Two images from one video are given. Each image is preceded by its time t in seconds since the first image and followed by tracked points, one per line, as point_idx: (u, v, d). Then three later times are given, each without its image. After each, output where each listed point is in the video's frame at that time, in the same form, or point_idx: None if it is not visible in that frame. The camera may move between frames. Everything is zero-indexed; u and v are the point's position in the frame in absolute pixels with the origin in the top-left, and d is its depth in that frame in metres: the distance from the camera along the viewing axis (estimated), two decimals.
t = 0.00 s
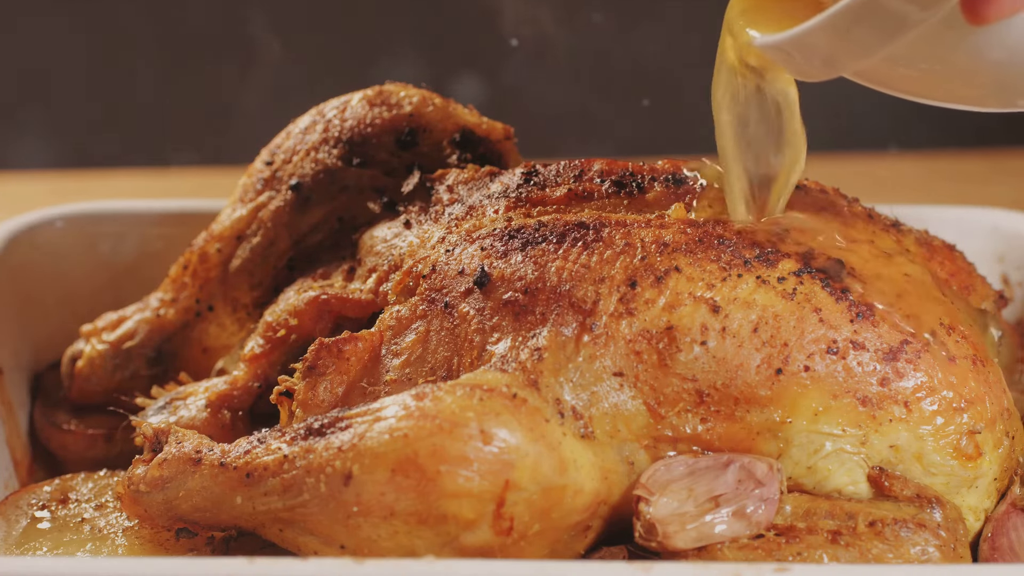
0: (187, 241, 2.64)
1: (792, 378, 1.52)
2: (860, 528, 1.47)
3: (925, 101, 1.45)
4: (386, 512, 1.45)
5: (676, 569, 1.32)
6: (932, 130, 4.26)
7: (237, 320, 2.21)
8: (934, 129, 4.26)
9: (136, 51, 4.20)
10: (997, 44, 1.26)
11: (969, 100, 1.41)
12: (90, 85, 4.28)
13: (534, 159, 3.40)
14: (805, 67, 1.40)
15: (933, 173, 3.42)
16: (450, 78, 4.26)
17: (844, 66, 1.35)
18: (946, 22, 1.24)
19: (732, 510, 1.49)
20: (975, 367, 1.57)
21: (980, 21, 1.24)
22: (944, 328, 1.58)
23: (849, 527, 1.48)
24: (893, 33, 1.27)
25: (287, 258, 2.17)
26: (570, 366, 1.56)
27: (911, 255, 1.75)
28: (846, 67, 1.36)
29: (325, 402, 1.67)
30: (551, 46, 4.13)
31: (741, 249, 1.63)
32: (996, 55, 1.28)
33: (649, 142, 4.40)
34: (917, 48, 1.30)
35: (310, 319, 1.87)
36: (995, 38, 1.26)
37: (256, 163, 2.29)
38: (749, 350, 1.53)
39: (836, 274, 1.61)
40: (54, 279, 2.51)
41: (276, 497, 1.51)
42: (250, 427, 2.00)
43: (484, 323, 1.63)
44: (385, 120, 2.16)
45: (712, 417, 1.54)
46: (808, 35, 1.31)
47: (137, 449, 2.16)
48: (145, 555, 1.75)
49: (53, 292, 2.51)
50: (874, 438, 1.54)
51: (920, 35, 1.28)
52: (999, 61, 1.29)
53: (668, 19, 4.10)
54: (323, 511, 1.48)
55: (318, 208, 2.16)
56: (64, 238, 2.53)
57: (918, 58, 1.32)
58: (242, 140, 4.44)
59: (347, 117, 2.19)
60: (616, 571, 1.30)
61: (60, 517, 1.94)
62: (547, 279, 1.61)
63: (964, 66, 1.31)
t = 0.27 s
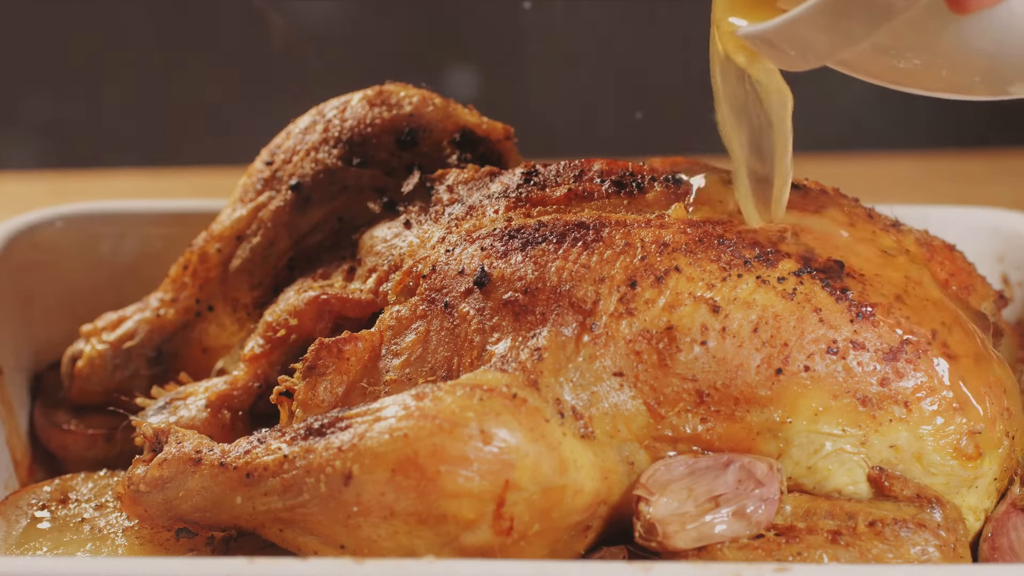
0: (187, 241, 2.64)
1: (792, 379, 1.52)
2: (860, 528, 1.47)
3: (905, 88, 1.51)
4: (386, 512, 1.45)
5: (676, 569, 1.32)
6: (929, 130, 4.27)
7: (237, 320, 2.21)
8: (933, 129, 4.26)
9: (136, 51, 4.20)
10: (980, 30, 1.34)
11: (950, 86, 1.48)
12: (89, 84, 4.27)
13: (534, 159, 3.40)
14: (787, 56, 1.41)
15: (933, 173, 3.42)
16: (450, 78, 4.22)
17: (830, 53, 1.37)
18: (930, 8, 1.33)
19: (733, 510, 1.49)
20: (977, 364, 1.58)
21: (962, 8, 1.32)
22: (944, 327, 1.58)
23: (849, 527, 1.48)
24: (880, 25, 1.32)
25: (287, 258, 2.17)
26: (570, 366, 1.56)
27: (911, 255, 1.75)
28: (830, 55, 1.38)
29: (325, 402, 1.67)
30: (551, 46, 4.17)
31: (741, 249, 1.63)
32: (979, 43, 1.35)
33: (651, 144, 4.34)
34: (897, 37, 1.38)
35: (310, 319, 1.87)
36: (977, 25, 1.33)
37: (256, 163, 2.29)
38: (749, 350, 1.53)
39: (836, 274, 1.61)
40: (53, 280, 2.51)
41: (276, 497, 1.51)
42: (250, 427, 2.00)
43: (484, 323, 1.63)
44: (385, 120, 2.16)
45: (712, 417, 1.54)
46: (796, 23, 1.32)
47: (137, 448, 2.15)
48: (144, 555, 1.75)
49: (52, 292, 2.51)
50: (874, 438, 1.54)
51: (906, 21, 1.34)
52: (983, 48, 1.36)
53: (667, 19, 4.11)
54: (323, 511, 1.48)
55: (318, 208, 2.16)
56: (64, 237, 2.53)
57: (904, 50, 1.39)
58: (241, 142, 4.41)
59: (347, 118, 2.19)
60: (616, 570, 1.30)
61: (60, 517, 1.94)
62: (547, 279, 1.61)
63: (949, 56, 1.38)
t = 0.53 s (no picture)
0: (187, 241, 2.64)
1: (792, 379, 1.52)
2: (860, 528, 1.47)
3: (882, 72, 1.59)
4: (386, 512, 1.45)
5: (676, 569, 1.32)
6: (928, 127, 4.28)
7: (237, 320, 2.21)
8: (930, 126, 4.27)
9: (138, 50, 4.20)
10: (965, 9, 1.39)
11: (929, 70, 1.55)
12: (90, 84, 4.25)
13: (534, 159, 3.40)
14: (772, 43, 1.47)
15: (933, 173, 3.42)
16: (452, 76, 4.19)
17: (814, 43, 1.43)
18: None
19: (733, 510, 1.49)
20: (976, 367, 1.57)
21: None
22: (944, 327, 1.58)
23: (849, 527, 1.48)
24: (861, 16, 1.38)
25: (287, 258, 2.17)
26: (570, 366, 1.56)
27: (911, 255, 1.75)
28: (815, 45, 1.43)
29: (325, 402, 1.67)
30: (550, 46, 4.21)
31: (741, 248, 1.63)
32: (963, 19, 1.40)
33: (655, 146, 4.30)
34: (881, 25, 1.44)
35: (310, 319, 1.87)
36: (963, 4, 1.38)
37: (256, 163, 2.29)
38: (749, 350, 1.53)
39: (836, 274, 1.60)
40: (54, 279, 2.51)
41: (276, 497, 1.51)
42: (251, 427, 2.00)
43: (484, 323, 1.63)
44: (385, 120, 2.16)
45: (712, 417, 1.54)
46: (779, 13, 1.37)
47: (137, 448, 2.15)
48: (144, 555, 1.75)
49: (53, 293, 2.51)
50: (874, 438, 1.54)
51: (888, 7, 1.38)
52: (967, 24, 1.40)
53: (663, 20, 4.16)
54: (323, 511, 1.48)
55: (318, 208, 2.16)
56: (65, 237, 2.53)
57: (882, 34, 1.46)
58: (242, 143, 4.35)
59: (347, 117, 2.19)
60: (617, 570, 1.30)
61: (60, 517, 1.94)
62: (547, 279, 1.61)
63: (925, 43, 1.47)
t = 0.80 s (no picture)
0: (187, 241, 2.64)
1: (792, 378, 1.52)
2: (860, 528, 1.47)
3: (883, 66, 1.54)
4: (386, 512, 1.45)
5: (676, 569, 1.31)
6: (929, 125, 4.25)
7: (237, 320, 2.21)
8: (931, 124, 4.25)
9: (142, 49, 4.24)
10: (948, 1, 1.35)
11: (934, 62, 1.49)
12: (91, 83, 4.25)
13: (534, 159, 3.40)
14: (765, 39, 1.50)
15: (933, 173, 3.42)
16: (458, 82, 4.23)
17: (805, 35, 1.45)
18: None
19: (733, 510, 1.49)
20: (975, 367, 1.57)
21: None
22: (944, 327, 1.58)
23: (849, 526, 1.48)
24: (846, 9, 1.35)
25: (287, 258, 2.17)
26: (570, 366, 1.56)
27: (910, 256, 1.75)
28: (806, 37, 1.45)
29: (325, 402, 1.67)
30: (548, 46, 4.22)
31: (741, 248, 1.62)
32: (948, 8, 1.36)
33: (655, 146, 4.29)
34: (873, 17, 1.39)
35: (310, 318, 1.88)
36: None
37: (256, 163, 2.29)
38: (749, 350, 1.53)
39: (836, 274, 1.60)
40: (54, 279, 2.51)
41: (276, 497, 1.51)
42: (251, 427, 2.00)
43: (484, 323, 1.63)
44: (385, 120, 2.16)
45: (712, 417, 1.54)
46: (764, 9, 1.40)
47: (137, 448, 2.15)
48: (144, 555, 1.75)
49: (53, 293, 2.50)
50: (874, 438, 1.54)
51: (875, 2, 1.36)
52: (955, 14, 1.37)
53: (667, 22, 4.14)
54: (323, 511, 1.48)
55: (317, 208, 2.16)
56: (65, 237, 2.53)
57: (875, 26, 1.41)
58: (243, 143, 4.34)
59: (347, 117, 2.19)
60: (617, 570, 1.30)
61: (60, 517, 1.94)
62: (547, 279, 1.61)
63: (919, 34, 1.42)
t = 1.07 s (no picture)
0: (187, 241, 2.64)
1: (792, 378, 1.52)
2: (860, 528, 1.47)
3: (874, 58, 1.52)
4: (386, 512, 1.45)
5: (676, 569, 1.31)
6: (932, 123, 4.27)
7: (237, 320, 2.21)
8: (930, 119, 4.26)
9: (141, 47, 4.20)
10: None
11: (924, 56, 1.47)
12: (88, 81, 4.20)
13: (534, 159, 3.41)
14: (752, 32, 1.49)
15: (933, 173, 3.42)
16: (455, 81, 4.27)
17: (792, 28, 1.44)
18: None
19: (733, 510, 1.49)
20: (975, 367, 1.57)
21: None
22: (943, 328, 1.58)
23: (849, 526, 1.48)
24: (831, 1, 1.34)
25: (287, 258, 2.17)
26: (570, 366, 1.56)
27: (910, 256, 1.75)
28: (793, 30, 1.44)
29: (325, 402, 1.67)
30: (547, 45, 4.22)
31: (741, 249, 1.62)
32: None
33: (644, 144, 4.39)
34: (859, 9, 1.37)
35: (310, 319, 1.88)
36: None
37: (256, 163, 2.29)
38: (749, 350, 1.53)
39: (836, 274, 1.60)
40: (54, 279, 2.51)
41: (276, 497, 1.51)
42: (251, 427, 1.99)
43: (484, 323, 1.63)
44: (385, 120, 2.16)
45: (712, 417, 1.54)
46: None
47: (137, 449, 2.15)
48: (144, 555, 1.75)
49: (54, 292, 2.50)
50: (874, 438, 1.54)
51: None
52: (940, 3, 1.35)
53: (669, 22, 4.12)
54: (323, 512, 1.48)
55: (317, 208, 2.16)
56: (65, 238, 2.53)
57: (865, 18, 1.39)
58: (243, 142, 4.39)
59: (347, 117, 2.19)
60: (617, 570, 1.30)
61: (60, 517, 1.94)
62: (547, 279, 1.61)
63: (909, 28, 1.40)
